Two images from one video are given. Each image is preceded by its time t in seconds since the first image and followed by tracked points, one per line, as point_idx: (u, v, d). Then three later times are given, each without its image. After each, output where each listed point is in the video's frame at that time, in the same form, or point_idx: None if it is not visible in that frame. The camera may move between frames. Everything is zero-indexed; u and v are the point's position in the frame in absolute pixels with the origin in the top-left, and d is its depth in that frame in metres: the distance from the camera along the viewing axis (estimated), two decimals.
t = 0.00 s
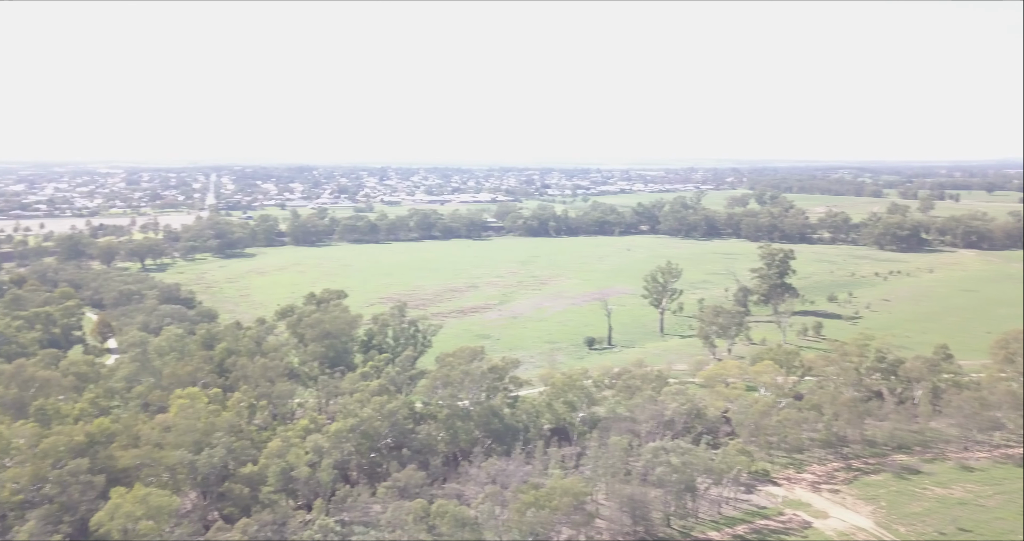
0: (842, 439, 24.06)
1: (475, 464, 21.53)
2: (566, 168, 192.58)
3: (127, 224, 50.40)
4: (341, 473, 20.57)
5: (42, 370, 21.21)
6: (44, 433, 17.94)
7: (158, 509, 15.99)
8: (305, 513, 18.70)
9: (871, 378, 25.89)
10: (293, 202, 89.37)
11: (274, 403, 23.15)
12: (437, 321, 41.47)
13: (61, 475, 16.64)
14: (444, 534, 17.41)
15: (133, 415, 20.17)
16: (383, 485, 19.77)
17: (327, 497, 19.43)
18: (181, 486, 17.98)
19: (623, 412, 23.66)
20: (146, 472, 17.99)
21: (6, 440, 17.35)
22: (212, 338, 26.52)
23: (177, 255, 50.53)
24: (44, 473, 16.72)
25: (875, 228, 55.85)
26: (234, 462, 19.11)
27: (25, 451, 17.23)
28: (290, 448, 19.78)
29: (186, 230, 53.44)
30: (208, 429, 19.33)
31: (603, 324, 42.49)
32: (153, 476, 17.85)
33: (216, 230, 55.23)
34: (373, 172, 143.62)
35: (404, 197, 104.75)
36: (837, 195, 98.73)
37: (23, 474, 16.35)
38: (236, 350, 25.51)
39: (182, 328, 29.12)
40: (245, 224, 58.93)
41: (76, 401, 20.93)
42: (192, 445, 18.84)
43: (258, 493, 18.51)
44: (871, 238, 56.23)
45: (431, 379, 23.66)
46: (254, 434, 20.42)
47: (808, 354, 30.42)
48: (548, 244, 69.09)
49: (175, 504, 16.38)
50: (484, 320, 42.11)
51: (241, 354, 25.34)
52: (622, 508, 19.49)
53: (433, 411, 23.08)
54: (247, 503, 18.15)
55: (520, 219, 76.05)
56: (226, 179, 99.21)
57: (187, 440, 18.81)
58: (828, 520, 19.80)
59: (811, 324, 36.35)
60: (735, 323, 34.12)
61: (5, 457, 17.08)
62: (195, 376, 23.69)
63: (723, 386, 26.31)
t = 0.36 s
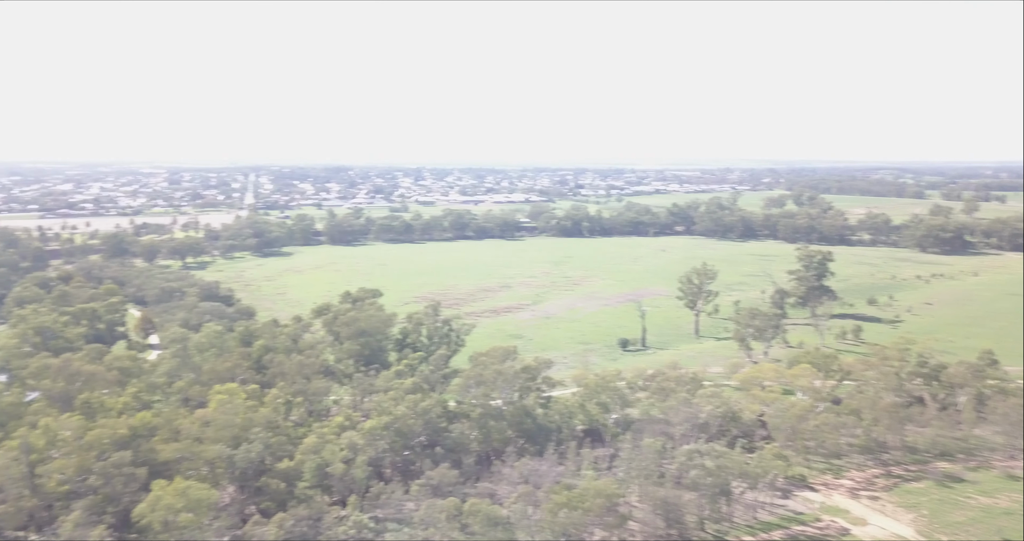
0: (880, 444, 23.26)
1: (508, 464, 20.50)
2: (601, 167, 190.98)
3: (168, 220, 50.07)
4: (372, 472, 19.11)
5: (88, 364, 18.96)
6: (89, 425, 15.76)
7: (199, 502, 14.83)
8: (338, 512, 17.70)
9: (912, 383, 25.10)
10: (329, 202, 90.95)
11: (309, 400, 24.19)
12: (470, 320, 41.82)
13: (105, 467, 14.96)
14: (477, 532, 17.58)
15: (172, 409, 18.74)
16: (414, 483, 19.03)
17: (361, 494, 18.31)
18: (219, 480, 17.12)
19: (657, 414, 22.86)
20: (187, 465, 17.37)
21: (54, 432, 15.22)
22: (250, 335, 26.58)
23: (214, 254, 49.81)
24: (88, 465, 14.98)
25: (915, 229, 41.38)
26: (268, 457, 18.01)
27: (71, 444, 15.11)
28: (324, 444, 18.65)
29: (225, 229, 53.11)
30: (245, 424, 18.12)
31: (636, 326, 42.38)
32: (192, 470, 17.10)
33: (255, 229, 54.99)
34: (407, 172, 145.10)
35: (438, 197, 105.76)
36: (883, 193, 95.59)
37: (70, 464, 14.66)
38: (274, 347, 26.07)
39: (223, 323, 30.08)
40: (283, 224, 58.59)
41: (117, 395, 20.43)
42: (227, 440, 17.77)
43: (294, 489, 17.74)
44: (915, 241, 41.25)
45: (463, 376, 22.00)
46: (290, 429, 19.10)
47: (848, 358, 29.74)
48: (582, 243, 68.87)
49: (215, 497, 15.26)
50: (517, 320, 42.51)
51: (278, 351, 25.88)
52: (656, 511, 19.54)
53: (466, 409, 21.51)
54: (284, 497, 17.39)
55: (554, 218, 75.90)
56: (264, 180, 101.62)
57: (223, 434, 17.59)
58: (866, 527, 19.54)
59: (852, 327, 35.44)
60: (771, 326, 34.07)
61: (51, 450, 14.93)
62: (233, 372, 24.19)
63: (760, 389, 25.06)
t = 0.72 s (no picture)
0: (936, 454, 22.46)
1: (551, 465, 20.88)
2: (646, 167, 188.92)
3: (221, 219, 52.65)
4: (417, 469, 19.25)
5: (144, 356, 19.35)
6: (145, 417, 16.50)
7: (248, 495, 15.95)
8: (385, 506, 18.11)
9: (969, 391, 24.58)
10: (376, 201, 93.14)
11: (355, 397, 25.15)
12: (514, 320, 42.41)
13: (159, 457, 15.79)
14: (520, 532, 17.95)
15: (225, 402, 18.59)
16: (459, 481, 19.55)
17: (405, 491, 18.71)
18: (269, 473, 17.30)
19: (702, 418, 22.48)
20: (237, 459, 17.29)
21: (112, 423, 15.92)
22: (299, 332, 27.40)
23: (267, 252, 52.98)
24: (144, 456, 15.77)
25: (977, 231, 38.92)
26: (318, 453, 18.30)
27: (128, 434, 15.83)
28: (371, 441, 18.97)
29: (276, 228, 55.28)
30: (295, 418, 18.44)
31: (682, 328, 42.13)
32: (243, 463, 17.09)
33: (304, 228, 56.49)
34: (451, 172, 147.17)
35: (482, 197, 106.80)
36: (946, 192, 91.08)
37: (127, 455, 15.40)
38: (322, 344, 27.09)
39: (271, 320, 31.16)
40: (331, 224, 58.51)
41: (171, 388, 19.26)
42: (279, 435, 18.01)
43: (340, 484, 18.13)
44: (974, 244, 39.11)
45: (507, 377, 22.46)
46: (337, 425, 19.23)
47: (900, 364, 29.01)
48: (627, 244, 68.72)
49: (263, 490, 16.38)
50: (561, 321, 42.94)
51: (326, 348, 26.93)
52: (701, 515, 19.41)
53: (509, 410, 21.77)
54: (330, 492, 17.84)
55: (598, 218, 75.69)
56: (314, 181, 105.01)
57: (275, 429, 18.01)
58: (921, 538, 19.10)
59: (905, 334, 34.18)
60: (821, 330, 34.01)
61: (110, 440, 15.68)
62: (282, 368, 25.30)
63: (809, 395, 24.21)
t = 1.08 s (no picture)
0: (989, 464, 21.34)
1: (589, 467, 20.45)
2: (692, 167, 186.62)
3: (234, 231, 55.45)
4: (458, 467, 20.31)
5: (192, 355, 23.75)
6: (194, 412, 19.18)
7: (290, 489, 16.52)
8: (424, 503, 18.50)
9: None
10: (419, 201, 95.33)
11: (396, 395, 24.98)
12: (553, 321, 43.00)
13: (206, 451, 17.95)
14: (558, 534, 15.98)
15: (270, 399, 21.51)
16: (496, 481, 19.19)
17: (445, 488, 19.21)
18: (313, 468, 18.72)
19: (745, 422, 21.73)
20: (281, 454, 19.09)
21: (161, 416, 18.83)
22: (341, 331, 29.54)
23: (313, 250, 58.92)
24: (192, 449, 18.08)
25: None
26: (359, 449, 19.64)
27: (177, 428, 18.56)
28: (411, 439, 20.13)
29: (322, 228, 60.60)
30: (337, 416, 20.01)
31: (725, 331, 41.73)
32: (286, 459, 18.86)
33: (348, 228, 62.26)
34: (492, 173, 149.81)
35: (524, 198, 107.64)
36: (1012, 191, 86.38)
37: (175, 449, 17.76)
38: (364, 342, 28.35)
39: (316, 319, 32.51)
40: (375, 223, 65.28)
41: (220, 384, 23.36)
42: (322, 431, 19.67)
43: (381, 480, 18.99)
44: None
45: (546, 378, 23.63)
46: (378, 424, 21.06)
47: (953, 371, 28.05)
48: (670, 246, 68.26)
49: (305, 484, 16.95)
50: (601, 322, 43.09)
51: (369, 346, 28.12)
52: (742, 522, 17.99)
53: (549, 411, 22.67)
54: (371, 488, 18.58)
55: (641, 219, 75.40)
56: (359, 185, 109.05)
57: (317, 426, 19.66)
58: None
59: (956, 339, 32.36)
60: (870, 334, 32.12)
61: (159, 432, 18.59)
62: (325, 365, 26.33)
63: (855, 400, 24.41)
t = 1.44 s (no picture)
0: None
1: (633, 470, 20.72)
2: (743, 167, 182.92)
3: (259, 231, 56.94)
4: (501, 466, 21.08)
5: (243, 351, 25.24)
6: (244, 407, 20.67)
7: (336, 484, 17.43)
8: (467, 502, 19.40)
9: None
10: (464, 202, 97.06)
11: (442, 393, 25.93)
12: (596, 323, 43.44)
13: (257, 446, 19.22)
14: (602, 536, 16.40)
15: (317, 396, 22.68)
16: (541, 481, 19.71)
17: (487, 488, 20.06)
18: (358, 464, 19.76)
19: (792, 428, 21.68)
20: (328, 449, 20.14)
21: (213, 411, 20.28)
22: (387, 329, 30.83)
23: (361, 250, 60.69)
24: (242, 443, 19.37)
25: None
26: (404, 447, 20.59)
27: (229, 422, 19.97)
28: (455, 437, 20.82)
29: (370, 228, 62.56)
30: (382, 413, 20.89)
31: (773, 335, 41.12)
32: (333, 454, 19.90)
33: (395, 227, 63.95)
34: (536, 173, 151.08)
35: (569, 199, 107.96)
36: None
37: (226, 442, 19.07)
38: (410, 340, 29.57)
39: (364, 318, 33.89)
40: (421, 224, 66.73)
41: (270, 379, 24.69)
42: (367, 428, 20.56)
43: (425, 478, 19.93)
44: None
45: (591, 380, 24.12)
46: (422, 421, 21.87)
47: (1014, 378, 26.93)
48: (716, 248, 67.41)
49: (351, 480, 17.82)
50: (646, 324, 43.11)
51: (414, 344, 29.31)
52: (788, 528, 17.81)
53: (592, 413, 23.16)
54: (415, 486, 19.58)
55: (688, 220, 74.70)
56: (406, 186, 111.87)
57: (363, 422, 20.55)
58: None
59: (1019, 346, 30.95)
60: (925, 339, 31.23)
61: (211, 426, 19.98)
62: (372, 362, 27.41)
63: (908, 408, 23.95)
